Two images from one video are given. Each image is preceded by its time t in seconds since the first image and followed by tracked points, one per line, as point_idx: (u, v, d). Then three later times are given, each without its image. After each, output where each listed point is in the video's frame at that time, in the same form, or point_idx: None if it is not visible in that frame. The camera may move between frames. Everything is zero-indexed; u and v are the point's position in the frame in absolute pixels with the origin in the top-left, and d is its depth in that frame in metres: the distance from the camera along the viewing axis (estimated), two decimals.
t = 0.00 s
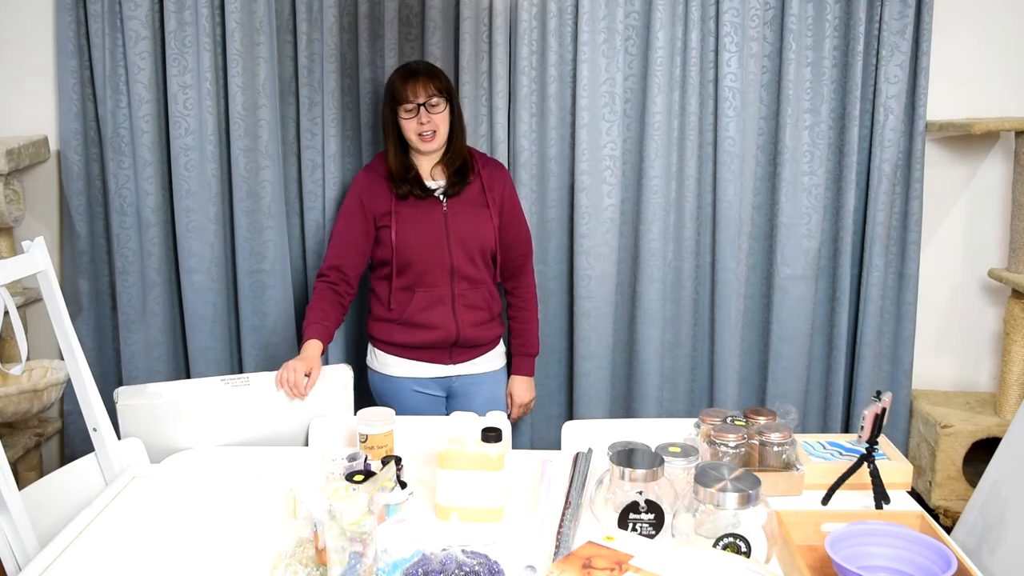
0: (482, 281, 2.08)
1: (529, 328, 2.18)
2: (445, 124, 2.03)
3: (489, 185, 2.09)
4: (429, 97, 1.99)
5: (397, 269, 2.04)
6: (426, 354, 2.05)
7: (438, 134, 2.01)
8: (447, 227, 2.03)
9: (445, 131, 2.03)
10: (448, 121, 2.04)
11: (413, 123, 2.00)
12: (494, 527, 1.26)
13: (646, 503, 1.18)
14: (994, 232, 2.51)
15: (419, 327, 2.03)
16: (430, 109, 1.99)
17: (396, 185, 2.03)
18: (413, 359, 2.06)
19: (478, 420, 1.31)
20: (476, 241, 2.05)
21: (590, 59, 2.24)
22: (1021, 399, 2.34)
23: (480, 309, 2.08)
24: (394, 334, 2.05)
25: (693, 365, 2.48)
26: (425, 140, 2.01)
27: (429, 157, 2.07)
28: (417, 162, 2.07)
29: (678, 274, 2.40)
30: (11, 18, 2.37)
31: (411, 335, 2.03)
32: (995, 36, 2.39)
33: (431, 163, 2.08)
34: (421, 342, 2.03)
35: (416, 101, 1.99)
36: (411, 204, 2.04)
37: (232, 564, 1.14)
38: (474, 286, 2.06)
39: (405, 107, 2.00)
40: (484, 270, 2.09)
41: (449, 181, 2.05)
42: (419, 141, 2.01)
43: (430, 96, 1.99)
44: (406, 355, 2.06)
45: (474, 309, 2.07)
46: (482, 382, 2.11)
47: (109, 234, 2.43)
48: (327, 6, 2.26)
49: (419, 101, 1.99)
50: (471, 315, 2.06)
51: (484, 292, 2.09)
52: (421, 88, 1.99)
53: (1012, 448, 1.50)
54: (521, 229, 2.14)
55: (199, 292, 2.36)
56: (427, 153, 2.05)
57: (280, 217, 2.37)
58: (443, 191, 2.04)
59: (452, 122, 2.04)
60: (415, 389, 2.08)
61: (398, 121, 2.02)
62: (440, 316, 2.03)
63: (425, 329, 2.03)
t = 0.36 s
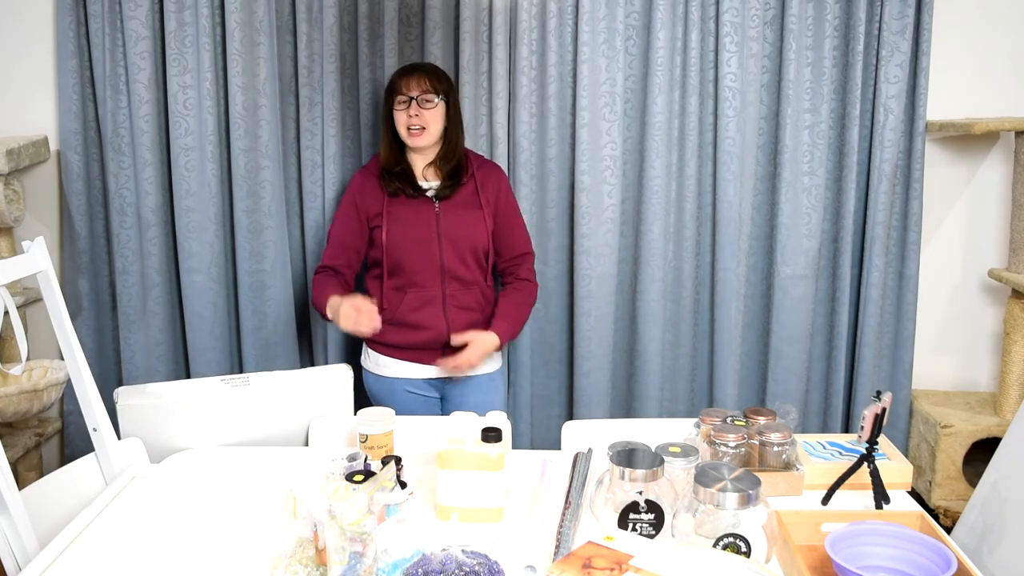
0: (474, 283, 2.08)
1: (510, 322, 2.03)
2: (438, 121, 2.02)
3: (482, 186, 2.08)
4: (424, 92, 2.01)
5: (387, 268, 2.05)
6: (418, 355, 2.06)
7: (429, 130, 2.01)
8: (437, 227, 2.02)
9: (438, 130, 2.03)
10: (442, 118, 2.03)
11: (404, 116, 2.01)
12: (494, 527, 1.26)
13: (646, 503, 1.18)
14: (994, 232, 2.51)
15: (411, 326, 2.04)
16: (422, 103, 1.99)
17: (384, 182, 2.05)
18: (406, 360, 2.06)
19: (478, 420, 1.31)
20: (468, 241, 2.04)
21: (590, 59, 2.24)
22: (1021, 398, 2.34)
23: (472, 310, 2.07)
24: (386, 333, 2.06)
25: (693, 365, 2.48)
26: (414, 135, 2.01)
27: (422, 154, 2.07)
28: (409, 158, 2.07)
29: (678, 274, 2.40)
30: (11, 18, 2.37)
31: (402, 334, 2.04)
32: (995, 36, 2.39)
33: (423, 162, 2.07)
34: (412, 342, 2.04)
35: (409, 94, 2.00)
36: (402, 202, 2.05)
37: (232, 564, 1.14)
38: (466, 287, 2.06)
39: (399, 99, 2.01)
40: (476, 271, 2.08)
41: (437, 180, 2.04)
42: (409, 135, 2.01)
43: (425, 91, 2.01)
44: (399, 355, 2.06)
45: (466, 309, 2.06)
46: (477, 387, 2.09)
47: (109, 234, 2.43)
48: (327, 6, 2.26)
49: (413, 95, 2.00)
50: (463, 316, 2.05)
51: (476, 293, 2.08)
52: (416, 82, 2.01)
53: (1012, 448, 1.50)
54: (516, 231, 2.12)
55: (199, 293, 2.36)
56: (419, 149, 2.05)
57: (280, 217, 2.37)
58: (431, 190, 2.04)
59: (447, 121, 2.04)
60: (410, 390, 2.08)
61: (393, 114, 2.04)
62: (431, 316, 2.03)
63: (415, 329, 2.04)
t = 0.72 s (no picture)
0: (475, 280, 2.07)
1: (461, 308, 1.91)
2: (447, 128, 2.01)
3: (480, 184, 2.08)
4: (433, 98, 1.99)
5: (386, 270, 2.07)
6: (421, 352, 2.06)
7: (438, 137, 2.00)
8: (437, 228, 2.03)
9: (444, 138, 2.02)
10: (450, 125, 2.02)
11: (414, 122, 1.99)
12: (494, 527, 1.26)
13: (646, 503, 1.18)
14: (994, 232, 2.51)
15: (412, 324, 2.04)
16: (433, 110, 1.98)
17: (386, 187, 2.04)
18: (409, 357, 2.06)
19: (477, 420, 1.31)
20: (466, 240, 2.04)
21: (590, 59, 2.24)
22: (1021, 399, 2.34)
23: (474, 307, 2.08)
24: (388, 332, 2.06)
25: (693, 365, 2.48)
26: (423, 141, 2.00)
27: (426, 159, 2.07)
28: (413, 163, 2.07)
29: (678, 274, 2.40)
30: (11, 18, 2.37)
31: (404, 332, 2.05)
32: (995, 36, 2.39)
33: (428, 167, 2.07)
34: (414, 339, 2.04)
35: (419, 101, 1.98)
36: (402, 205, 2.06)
37: (232, 564, 1.14)
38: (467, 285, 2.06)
39: (408, 105, 1.99)
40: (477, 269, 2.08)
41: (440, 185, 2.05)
42: (417, 141, 2.00)
43: (434, 97, 1.99)
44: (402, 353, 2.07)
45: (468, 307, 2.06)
46: (480, 383, 2.10)
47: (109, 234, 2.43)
48: (327, 6, 2.26)
49: (423, 101, 1.99)
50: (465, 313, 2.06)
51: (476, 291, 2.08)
52: (425, 88, 1.99)
53: (1012, 448, 1.50)
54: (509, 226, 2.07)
55: (199, 292, 2.36)
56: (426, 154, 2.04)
57: (280, 217, 2.37)
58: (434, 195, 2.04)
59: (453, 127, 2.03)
60: (415, 386, 2.08)
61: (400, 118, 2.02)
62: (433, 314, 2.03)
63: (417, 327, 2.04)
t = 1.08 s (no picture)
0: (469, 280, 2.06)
1: (393, 322, 1.90)
2: (439, 131, 2.01)
3: (466, 181, 2.04)
4: (426, 101, 1.99)
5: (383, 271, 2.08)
6: (419, 351, 2.06)
7: (430, 140, 2.00)
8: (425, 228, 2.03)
9: (437, 140, 2.02)
10: (443, 128, 2.02)
11: (406, 126, 2.00)
12: (494, 527, 1.26)
13: (646, 503, 1.18)
14: (994, 232, 2.51)
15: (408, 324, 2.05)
16: (425, 113, 1.98)
17: (378, 190, 2.04)
18: (408, 355, 2.07)
19: (478, 420, 1.31)
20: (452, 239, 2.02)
21: (590, 59, 2.24)
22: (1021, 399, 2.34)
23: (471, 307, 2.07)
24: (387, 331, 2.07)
25: (693, 365, 2.48)
26: (415, 144, 2.00)
27: (420, 162, 2.07)
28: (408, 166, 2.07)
29: (678, 274, 2.40)
30: (11, 18, 2.37)
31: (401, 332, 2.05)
32: (995, 36, 2.39)
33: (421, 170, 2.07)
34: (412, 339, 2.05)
35: (411, 104, 1.99)
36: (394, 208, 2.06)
37: (232, 565, 1.14)
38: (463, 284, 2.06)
39: (400, 109, 2.00)
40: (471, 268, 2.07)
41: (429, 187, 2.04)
42: (409, 144, 2.01)
43: (427, 101, 1.99)
44: (401, 351, 2.07)
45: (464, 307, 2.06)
46: (478, 382, 2.10)
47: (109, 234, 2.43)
48: (327, 6, 2.26)
49: (415, 105, 1.99)
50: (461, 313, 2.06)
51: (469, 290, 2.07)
52: (418, 91, 1.99)
53: (1012, 448, 1.50)
54: (482, 225, 2.01)
55: (199, 292, 2.36)
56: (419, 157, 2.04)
57: (280, 217, 2.37)
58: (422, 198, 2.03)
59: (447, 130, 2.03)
60: (412, 382, 2.09)
61: (393, 122, 2.03)
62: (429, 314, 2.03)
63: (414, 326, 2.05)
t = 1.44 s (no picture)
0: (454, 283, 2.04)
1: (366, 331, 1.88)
2: (433, 132, 2.01)
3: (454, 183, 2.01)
4: (422, 101, 2.00)
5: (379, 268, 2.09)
6: (405, 349, 2.07)
7: (422, 140, 2.00)
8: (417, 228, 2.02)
9: (429, 140, 2.01)
10: (438, 130, 2.02)
11: (399, 123, 2.00)
12: (494, 527, 1.26)
13: (646, 503, 1.18)
14: (994, 232, 2.51)
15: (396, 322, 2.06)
16: (419, 113, 1.98)
17: (371, 186, 2.05)
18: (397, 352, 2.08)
19: (478, 420, 1.31)
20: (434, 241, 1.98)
21: (589, 59, 2.24)
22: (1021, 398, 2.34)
23: (457, 309, 2.06)
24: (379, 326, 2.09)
25: (693, 365, 2.48)
26: (406, 143, 2.00)
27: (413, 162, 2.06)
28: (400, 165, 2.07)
29: (678, 274, 2.40)
30: (10, 18, 2.37)
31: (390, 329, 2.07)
32: (995, 35, 2.39)
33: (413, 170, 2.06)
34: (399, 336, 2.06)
35: (406, 103, 1.99)
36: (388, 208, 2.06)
37: (231, 565, 1.14)
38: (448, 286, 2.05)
39: (395, 106, 2.00)
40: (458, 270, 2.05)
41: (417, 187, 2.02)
42: (401, 142, 2.01)
43: (423, 101, 2.00)
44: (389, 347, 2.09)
45: (450, 309, 2.06)
46: (470, 382, 2.10)
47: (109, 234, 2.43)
48: (327, 6, 2.26)
49: (410, 104, 2.00)
50: (446, 315, 2.05)
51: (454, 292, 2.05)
52: (414, 91, 2.00)
53: (1011, 447, 1.50)
54: (458, 229, 1.96)
55: (199, 292, 2.36)
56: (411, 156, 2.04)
57: (280, 216, 2.37)
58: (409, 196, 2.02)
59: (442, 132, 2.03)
60: (400, 377, 2.10)
61: (387, 120, 2.03)
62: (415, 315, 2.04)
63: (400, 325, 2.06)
